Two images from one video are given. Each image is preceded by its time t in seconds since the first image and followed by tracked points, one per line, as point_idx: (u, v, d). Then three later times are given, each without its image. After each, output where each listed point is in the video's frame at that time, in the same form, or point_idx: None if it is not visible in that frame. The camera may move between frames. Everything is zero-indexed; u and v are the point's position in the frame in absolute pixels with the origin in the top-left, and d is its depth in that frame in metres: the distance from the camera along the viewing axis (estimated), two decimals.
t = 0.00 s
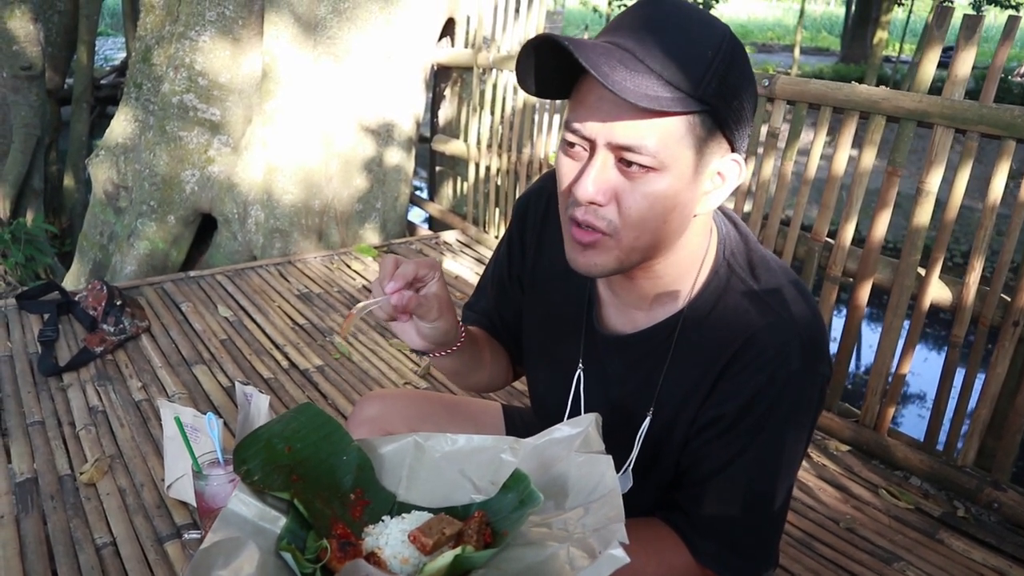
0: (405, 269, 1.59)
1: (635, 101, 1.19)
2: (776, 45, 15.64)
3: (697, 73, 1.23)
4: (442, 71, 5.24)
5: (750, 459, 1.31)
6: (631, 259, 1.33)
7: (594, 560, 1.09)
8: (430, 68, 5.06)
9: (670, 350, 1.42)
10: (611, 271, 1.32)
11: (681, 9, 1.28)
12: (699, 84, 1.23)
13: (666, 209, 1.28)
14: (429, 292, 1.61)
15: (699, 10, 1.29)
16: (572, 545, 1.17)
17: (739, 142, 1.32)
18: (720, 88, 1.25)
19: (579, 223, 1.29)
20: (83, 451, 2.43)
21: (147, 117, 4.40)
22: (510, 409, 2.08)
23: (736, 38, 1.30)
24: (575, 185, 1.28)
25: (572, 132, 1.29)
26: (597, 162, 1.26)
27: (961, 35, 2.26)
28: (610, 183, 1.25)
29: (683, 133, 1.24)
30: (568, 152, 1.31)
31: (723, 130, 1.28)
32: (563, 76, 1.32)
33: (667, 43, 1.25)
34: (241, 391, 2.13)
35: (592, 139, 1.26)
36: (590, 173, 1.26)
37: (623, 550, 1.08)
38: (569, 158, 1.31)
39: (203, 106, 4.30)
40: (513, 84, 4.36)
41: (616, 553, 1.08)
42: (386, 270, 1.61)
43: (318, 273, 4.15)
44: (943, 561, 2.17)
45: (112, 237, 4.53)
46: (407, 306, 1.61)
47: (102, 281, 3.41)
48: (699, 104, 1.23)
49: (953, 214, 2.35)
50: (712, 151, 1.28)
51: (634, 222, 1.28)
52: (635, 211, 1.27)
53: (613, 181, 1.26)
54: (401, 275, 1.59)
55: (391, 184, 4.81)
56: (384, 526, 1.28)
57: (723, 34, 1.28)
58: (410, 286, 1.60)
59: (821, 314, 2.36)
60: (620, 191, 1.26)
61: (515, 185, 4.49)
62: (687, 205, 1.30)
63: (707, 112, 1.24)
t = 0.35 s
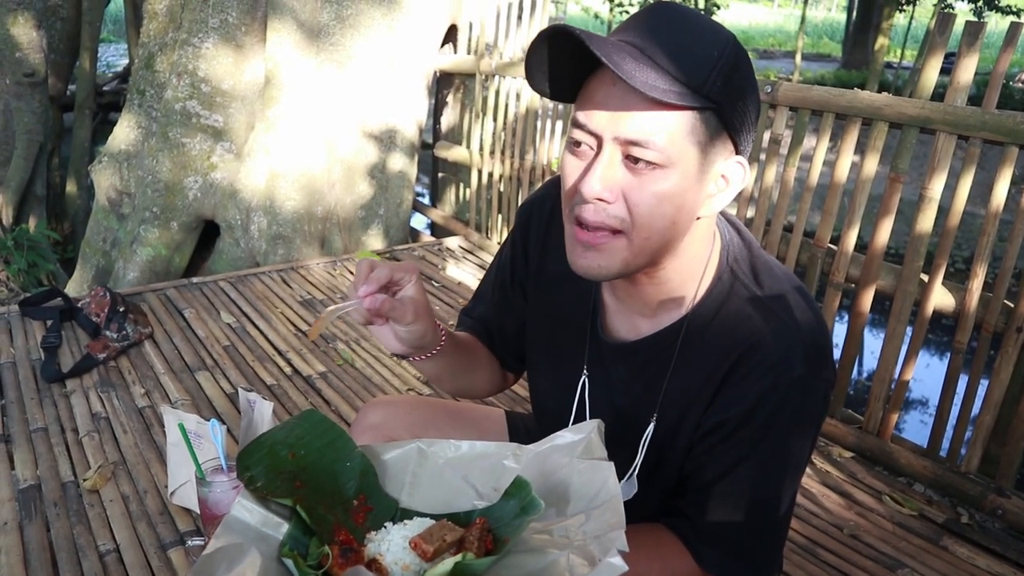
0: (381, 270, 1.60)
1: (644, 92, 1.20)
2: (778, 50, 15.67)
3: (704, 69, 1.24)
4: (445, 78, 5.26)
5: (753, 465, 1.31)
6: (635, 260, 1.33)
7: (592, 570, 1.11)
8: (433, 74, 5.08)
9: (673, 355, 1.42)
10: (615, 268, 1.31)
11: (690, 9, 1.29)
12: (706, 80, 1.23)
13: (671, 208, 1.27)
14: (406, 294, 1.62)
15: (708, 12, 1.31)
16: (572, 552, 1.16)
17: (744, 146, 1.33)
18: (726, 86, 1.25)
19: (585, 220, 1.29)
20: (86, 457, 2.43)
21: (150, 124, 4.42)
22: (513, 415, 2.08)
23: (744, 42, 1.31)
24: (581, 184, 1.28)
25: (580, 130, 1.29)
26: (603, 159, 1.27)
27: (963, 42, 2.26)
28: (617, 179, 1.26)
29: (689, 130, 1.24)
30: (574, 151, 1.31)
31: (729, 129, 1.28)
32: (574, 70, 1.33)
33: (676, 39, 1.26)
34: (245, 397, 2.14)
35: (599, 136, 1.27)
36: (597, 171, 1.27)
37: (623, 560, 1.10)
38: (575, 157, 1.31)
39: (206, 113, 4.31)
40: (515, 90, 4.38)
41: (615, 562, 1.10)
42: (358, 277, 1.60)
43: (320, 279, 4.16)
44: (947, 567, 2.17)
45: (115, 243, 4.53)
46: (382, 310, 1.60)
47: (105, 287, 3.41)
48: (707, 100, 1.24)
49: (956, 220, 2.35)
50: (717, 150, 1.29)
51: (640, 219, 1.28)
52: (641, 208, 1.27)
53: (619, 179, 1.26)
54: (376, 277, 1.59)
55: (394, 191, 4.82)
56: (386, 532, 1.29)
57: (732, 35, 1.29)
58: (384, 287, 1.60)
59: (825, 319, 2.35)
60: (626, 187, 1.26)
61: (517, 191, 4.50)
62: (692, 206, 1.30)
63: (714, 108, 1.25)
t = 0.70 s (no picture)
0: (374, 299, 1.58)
1: (645, 112, 1.20)
2: (779, 56, 15.71)
3: (707, 89, 1.24)
4: (447, 84, 5.28)
5: (760, 473, 1.30)
6: (638, 273, 1.32)
7: None
8: (435, 81, 5.09)
9: (678, 364, 1.42)
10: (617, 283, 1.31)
11: (693, 26, 1.29)
12: (710, 100, 1.23)
13: (673, 224, 1.27)
14: (401, 316, 1.61)
15: (712, 27, 1.30)
16: (578, 561, 1.16)
17: (748, 162, 1.33)
18: (730, 105, 1.25)
19: (586, 236, 1.29)
20: (89, 464, 2.43)
21: (154, 130, 4.43)
22: (517, 423, 2.08)
23: (748, 58, 1.31)
24: (582, 199, 1.28)
25: (582, 145, 1.29)
26: (605, 175, 1.27)
27: (967, 49, 2.26)
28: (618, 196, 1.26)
29: (692, 149, 1.24)
30: (575, 167, 1.32)
31: (732, 147, 1.28)
32: (576, 86, 1.32)
33: (679, 56, 1.25)
34: (249, 403, 2.14)
35: (601, 152, 1.27)
36: (598, 187, 1.27)
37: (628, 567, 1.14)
38: (576, 172, 1.32)
39: (209, 119, 4.31)
40: (518, 96, 4.40)
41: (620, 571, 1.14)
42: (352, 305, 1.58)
43: (323, 285, 4.17)
44: None
45: (118, 249, 4.54)
46: (378, 335, 1.59)
47: (109, 294, 3.42)
48: (709, 120, 1.24)
49: (960, 227, 2.34)
50: (720, 167, 1.29)
51: (642, 236, 1.28)
52: (643, 225, 1.27)
53: (621, 196, 1.27)
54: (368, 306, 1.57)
55: (397, 197, 4.85)
56: (391, 541, 1.30)
57: (735, 51, 1.28)
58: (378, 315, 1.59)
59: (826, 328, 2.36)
60: (627, 204, 1.26)
61: (520, 198, 4.51)
62: (696, 221, 1.30)
63: (717, 127, 1.25)
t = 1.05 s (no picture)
0: (404, 346, 1.63)
1: (635, 151, 1.19)
2: (775, 63, 15.78)
3: (702, 115, 1.22)
4: (445, 91, 5.29)
5: (762, 478, 1.30)
6: (643, 287, 1.34)
7: None
8: (434, 87, 5.11)
9: (683, 369, 1.42)
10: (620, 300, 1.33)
11: (684, 46, 1.25)
12: (704, 125, 1.22)
13: (674, 245, 1.28)
14: (430, 356, 1.67)
15: (702, 42, 1.26)
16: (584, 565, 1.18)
17: (749, 173, 1.31)
18: (725, 127, 1.23)
19: (588, 260, 1.31)
20: (88, 471, 2.42)
21: (152, 136, 4.43)
22: (517, 429, 2.08)
23: (743, 71, 1.28)
24: (583, 224, 1.29)
25: (579, 172, 1.28)
26: (603, 202, 1.27)
27: (967, 57, 2.28)
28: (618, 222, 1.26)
29: (689, 173, 1.23)
30: (574, 189, 1.31)
31: (730, 165, 1.26)
32: (563, 115, 1.33)
33: (670, 82, 1.23)
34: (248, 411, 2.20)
35: (598, 180, 1.26)
36: (597, 215, 1.27)
37: (636, 567, 1.12)
38: (575, 194, 1.31)
39: (208, 125, 4.31)
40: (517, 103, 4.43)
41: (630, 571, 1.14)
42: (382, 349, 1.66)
43: (321, 291, 4.18)
44: None
45: (116, 255, 4.53)
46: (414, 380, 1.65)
47: (107, 299, 3.41)
48: (705, 145, 1.22)
49: (960, 234, 2.36)
50: (720, 184, 1.28)
51: (644, 259, 1.29)
52: (643, 250, 1.28)
53: (620, 221, 1.27)
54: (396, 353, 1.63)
55: (394, 204, 4.83)
56: (396, 547, 1.29)
57: (729, 68, 1.25)
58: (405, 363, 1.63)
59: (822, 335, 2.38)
60: (626, 229, 1.27)
61: (518, 205, 4.53)
62: (697, 236, 1.31)
63: (714, 150, 1.23)
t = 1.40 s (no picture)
0: (396, 431, 1.38)
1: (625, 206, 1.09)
2: (763, 67, 15.88)
3: (697, 153, 1.12)
4: (437, 92, 5.29)
5: (770, 484, 1.29)
6: (645, 316, 1.23)
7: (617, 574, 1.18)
8: (426, 89, 5.10)
9: (687, 373, 1.42)
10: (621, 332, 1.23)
11: (673, 73, 1.14)
12: (699, 163, 1.12)
13: (674, 278, 1.16)
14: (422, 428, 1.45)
15: (687, 67, 1.15)
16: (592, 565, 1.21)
17: (750, 194, 1.20)
18: (723, 159, 1.13)
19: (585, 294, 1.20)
20: (80, 474, 2.39)
21: (143, 136, 4.40)
22: (515, 432, 2.08)
23: (737, 93, 1.17)
24: (578, 258, 1.18)
25: (570, 205, 1.17)
26: (598, 237, 1.15)
27: (962, 62, 2.29)
28: (614, 258, 1.14)
29: (686, 210, 1.12)
30: (567, 220, 1.20)
31: (732, 195, 1.16)
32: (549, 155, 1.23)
33: (657, 122, 1.12)
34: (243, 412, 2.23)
35: (590, 215, 1.14)
36: (591, 250, 1.16)
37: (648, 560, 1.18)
38: (568, 224, 1.20)
39: (199, 125, 4.28)
40: (510, 105, 4.45)
41: (642, 563, 1.18)
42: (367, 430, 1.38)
43: (313, 293, 4.16)
44: None
45: (106, 256, 4.49)
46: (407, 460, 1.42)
47: (98, 301, 3.38)
48: (704, 182, 1.12)
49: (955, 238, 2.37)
50: (719, 211, 1.16)
51: (644, 293, 1.17)
52: (643, 285, 1.16)
53: (617, 255, 1.15)
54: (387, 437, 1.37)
55: (386, 205, 4.87)
56: (400, 551, 1.29)
57: (721, 96, 1.15)
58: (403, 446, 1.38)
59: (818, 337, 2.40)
60: (624, 263, 1.15)
61: (510, 207, 4.53)
62: (700, 264, 1.19)
63: (713, 185, 1.13)
